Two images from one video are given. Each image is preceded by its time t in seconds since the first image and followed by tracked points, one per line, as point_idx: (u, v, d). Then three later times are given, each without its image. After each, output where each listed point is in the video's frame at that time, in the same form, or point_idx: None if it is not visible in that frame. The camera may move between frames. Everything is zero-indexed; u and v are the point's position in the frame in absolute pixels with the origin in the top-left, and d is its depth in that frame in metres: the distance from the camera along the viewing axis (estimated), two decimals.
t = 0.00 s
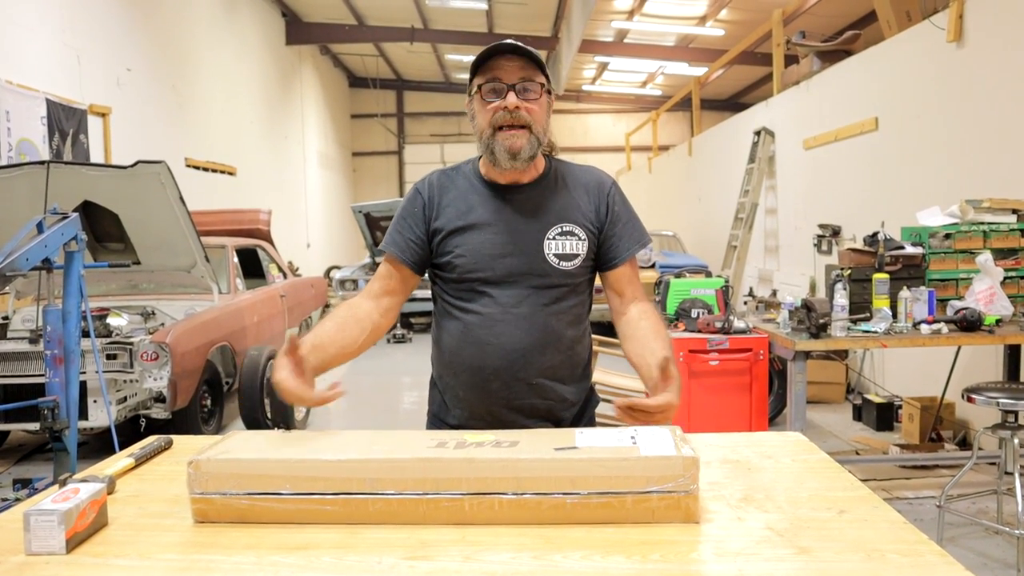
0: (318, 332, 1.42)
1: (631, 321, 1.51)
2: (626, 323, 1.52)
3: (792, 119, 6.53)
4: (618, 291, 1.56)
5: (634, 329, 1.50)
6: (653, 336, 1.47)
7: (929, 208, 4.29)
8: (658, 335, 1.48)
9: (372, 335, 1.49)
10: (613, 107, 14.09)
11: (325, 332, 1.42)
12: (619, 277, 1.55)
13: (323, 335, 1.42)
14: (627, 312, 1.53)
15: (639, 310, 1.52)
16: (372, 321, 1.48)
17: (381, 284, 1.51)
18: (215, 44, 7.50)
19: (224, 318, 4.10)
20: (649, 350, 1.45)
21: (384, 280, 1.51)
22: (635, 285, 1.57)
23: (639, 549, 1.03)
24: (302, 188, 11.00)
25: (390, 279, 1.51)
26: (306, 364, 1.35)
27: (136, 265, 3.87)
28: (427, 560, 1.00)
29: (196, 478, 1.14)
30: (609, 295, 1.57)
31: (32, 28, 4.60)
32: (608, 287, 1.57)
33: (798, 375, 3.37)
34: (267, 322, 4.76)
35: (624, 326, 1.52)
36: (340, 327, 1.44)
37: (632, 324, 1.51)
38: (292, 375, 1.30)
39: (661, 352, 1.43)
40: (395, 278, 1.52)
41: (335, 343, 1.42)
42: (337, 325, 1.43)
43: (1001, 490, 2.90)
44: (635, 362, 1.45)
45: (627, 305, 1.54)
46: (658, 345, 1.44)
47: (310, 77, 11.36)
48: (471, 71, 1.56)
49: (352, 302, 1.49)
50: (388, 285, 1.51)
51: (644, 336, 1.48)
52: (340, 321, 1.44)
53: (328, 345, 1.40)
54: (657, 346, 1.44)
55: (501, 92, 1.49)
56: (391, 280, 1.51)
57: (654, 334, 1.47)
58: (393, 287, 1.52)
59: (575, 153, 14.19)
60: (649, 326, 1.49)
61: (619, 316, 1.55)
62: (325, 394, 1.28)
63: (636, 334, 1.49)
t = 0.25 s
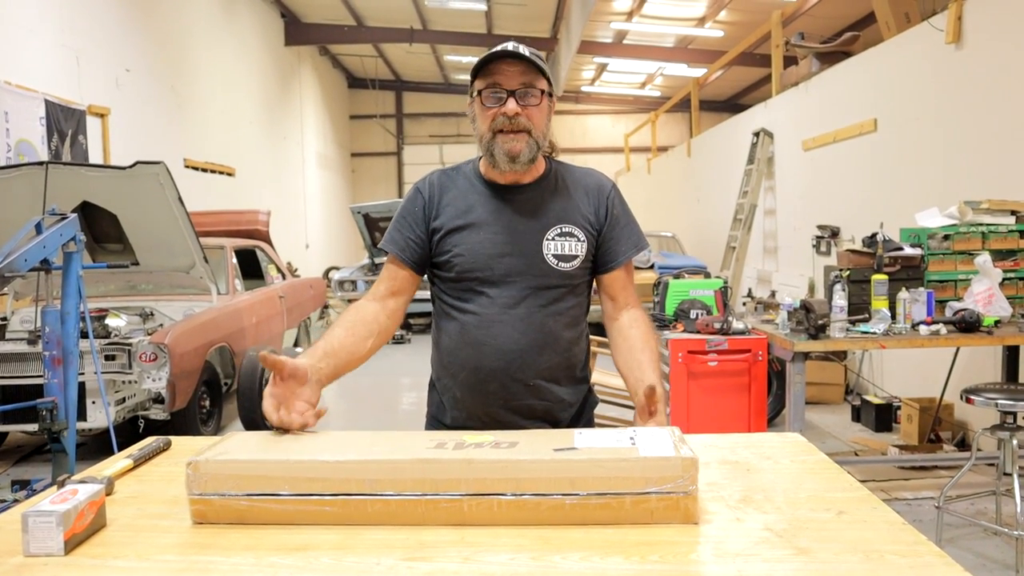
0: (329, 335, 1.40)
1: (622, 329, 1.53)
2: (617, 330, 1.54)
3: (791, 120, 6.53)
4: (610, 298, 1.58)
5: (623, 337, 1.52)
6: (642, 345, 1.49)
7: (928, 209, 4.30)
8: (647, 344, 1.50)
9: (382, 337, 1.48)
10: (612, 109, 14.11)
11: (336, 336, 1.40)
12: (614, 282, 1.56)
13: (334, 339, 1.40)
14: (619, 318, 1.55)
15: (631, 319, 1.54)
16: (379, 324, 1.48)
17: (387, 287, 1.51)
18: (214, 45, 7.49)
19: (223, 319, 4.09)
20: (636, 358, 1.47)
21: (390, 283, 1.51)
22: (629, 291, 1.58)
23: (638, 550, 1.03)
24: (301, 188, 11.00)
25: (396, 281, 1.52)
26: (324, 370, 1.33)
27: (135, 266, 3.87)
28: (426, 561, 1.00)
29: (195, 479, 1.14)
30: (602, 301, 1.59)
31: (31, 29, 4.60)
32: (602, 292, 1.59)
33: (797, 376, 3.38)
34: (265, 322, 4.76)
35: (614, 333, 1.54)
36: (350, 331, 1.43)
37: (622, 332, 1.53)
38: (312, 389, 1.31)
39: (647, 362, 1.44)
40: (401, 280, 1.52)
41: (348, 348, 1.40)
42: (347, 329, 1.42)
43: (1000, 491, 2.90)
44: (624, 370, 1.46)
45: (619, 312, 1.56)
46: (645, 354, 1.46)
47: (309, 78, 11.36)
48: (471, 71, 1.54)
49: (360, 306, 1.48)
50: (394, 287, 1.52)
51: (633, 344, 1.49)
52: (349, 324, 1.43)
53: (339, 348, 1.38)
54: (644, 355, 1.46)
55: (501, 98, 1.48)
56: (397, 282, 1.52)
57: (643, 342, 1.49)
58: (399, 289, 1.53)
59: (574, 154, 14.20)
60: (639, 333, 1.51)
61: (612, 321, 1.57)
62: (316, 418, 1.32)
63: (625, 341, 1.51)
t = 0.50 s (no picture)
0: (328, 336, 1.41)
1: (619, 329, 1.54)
2: (615, 330, 1.55)
3: (787, 122, 6.55)
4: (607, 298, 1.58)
5: (621, 336, 1.52)
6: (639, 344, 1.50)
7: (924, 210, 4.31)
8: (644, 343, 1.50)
9: (380, 337, 1.49)
10: (609, 109, 14.13)
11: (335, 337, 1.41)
12: (612, 283, 1.57)
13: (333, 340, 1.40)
14: (616, 319, 1.56)
15: (628, 319, 1.55)
16: (379, 324, 1.49)
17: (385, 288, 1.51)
18: (211, 46, 7.48)
19: (220, 321, 4.08)
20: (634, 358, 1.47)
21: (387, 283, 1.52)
22: (627, 292, 1.58)
23: (635, 550, 1.03)
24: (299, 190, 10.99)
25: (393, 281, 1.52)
26: (324, 370, 1.34)
27: (131, 267, 3.87)
28: (424, 562, 1.00)
29: (191, 480, 1.14)
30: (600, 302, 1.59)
31: (27, 29, 4.59)
32: (600, 293, 1.59)
33: (794, 377, 3.39)
34: (262, 323, 4.75)
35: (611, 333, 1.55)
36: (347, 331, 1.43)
37: (621, 332, 1.53)
38: (312, 385, 1.30)
39: (645, 362, 1.45)
40: (399, 280, 1.52)
41: (348, 347, 1.41)
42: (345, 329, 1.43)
43: (997, 491, 2.90)
44: (621, 371, 1.47)
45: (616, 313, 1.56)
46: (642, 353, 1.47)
47: (306, 79, 11.35)
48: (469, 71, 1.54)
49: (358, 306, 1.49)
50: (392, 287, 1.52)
51: (631, 344, 1.50)
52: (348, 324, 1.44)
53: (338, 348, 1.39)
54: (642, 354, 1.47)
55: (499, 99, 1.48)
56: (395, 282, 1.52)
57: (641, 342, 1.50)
58: (398, 289, 1.53)
59: (571, 155, 14.21)
60: (637, 332, 1.52)
61: (609, 322, 1.58)
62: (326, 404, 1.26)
63: (622, 341, 1.51)
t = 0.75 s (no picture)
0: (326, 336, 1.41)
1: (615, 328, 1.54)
2: (612, 329, 1.55)
3: (783, 123, 6.56)
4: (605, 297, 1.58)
5: (618, 335, 1.53)
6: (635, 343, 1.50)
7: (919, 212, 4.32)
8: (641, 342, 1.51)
9: (378, 337, 1.49)
10: (605, 110, 14.14)
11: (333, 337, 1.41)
12: (609, 282, 1.57)
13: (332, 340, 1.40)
14: (613, 318, 1.56)
15: (625, 318, 1.55)
16: (378, 324, 1.50)
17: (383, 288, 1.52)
18: (207, 45, 7.46)
19: (215, 319, 4.07)
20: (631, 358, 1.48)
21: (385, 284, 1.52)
22: (624, 291, 1.59)
23: (633, 550, 1.03)
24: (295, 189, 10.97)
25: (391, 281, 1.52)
26: (322, 370, 1.34)
27: (127, 265, 3.85)
28: (421, 561, 1.00)
29: (187, 479, 1.13)
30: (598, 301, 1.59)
31: (22, 27, 4.57)
32: (598, 292, 1.59)
33: (790, 377, 3.39)
34: (258, 323, 4.73)
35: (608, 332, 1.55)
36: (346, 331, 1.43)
37: (618, 331, 1.54)
38: (311, 384, 1.29)
39: (642, 360, 1.46)
40: (398, 281, 1.53)
41: (346, 347, 1.41)
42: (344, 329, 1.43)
43: (991, 492, 2.91)
44: (618, 370, 1.48)
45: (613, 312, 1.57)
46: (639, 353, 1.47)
47: (302, 78, 11.33)
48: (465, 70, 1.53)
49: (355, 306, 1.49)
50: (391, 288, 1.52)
51: (627, 343, 1.50)
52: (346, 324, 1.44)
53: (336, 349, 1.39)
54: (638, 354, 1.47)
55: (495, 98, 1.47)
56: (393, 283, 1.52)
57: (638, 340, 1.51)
58: (395, 289, 1.53)
59: (568, 155, 14.21)
60: (634, 331, 1.52)
61: (606, 320, 1.58)
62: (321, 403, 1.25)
63: (619, 340, 1.52)
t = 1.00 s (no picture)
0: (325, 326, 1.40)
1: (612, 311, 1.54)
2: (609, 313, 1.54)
3: (781, 118, 6.56)
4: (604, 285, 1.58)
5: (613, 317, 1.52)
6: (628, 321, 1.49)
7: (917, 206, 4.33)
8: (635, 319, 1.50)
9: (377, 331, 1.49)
10: (603, 105, 14.13)
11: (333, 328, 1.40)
12: (607, 273, 1.56)
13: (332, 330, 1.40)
14: (613, 305, 1.54)
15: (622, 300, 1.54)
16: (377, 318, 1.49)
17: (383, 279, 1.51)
18: (203, 41, 7.44)
19: (213, 316, 4.06)
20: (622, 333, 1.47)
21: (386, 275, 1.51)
22: (623, 280, 1.58)
23: (633, 544, 1.03)
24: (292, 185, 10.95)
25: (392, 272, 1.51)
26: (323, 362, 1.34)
27: (124, 263, 3.85)
28: (421, 557, 1.00)
29: (187, 475, 1.13)
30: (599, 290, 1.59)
31: (17, 24, 4.55)
32: (597, 281, 1.58)
33: (789, 373, 3.40)
34: (256, 320, 4.73)
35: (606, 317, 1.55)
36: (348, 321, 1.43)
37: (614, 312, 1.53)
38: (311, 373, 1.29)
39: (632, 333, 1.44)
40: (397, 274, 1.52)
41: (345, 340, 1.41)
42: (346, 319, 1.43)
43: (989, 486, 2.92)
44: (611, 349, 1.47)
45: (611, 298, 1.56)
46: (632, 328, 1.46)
47: (299, 74, 11.30)
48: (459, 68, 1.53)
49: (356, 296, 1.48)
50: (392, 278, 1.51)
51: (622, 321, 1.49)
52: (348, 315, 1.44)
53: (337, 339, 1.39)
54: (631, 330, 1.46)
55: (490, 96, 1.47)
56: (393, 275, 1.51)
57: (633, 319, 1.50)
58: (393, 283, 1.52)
59: (565, 151, 14.20)
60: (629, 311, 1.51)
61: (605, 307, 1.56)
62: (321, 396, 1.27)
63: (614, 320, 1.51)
